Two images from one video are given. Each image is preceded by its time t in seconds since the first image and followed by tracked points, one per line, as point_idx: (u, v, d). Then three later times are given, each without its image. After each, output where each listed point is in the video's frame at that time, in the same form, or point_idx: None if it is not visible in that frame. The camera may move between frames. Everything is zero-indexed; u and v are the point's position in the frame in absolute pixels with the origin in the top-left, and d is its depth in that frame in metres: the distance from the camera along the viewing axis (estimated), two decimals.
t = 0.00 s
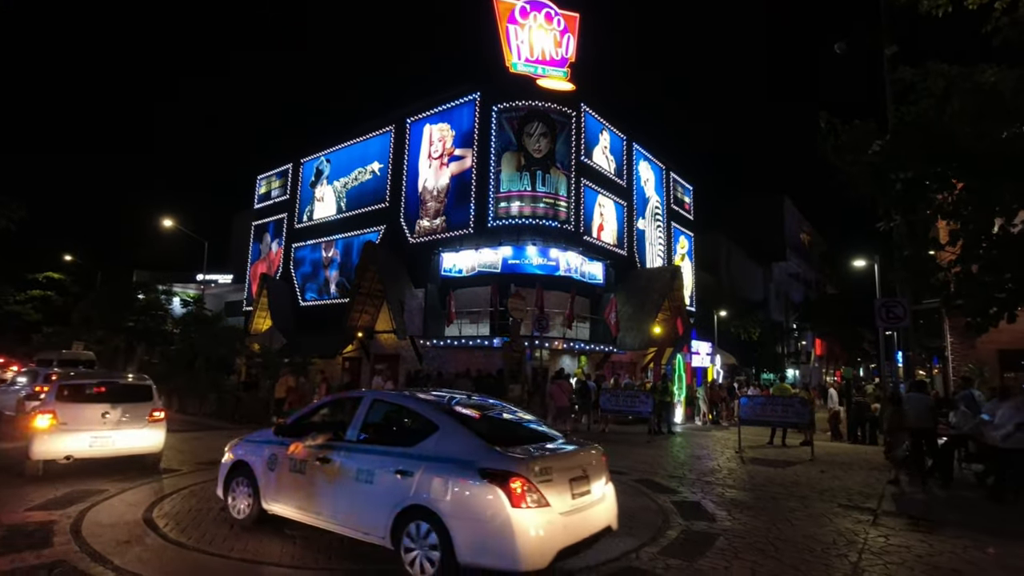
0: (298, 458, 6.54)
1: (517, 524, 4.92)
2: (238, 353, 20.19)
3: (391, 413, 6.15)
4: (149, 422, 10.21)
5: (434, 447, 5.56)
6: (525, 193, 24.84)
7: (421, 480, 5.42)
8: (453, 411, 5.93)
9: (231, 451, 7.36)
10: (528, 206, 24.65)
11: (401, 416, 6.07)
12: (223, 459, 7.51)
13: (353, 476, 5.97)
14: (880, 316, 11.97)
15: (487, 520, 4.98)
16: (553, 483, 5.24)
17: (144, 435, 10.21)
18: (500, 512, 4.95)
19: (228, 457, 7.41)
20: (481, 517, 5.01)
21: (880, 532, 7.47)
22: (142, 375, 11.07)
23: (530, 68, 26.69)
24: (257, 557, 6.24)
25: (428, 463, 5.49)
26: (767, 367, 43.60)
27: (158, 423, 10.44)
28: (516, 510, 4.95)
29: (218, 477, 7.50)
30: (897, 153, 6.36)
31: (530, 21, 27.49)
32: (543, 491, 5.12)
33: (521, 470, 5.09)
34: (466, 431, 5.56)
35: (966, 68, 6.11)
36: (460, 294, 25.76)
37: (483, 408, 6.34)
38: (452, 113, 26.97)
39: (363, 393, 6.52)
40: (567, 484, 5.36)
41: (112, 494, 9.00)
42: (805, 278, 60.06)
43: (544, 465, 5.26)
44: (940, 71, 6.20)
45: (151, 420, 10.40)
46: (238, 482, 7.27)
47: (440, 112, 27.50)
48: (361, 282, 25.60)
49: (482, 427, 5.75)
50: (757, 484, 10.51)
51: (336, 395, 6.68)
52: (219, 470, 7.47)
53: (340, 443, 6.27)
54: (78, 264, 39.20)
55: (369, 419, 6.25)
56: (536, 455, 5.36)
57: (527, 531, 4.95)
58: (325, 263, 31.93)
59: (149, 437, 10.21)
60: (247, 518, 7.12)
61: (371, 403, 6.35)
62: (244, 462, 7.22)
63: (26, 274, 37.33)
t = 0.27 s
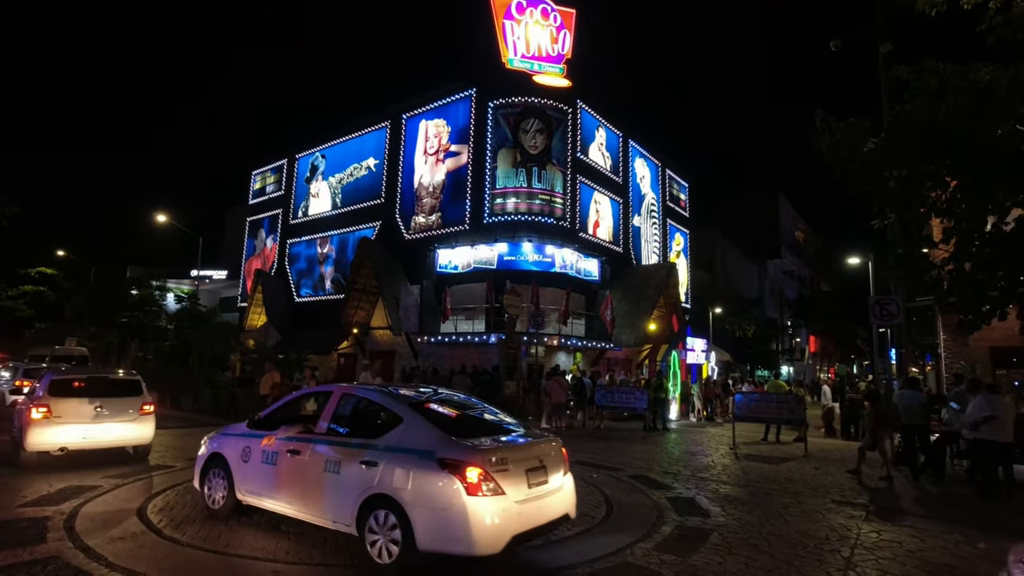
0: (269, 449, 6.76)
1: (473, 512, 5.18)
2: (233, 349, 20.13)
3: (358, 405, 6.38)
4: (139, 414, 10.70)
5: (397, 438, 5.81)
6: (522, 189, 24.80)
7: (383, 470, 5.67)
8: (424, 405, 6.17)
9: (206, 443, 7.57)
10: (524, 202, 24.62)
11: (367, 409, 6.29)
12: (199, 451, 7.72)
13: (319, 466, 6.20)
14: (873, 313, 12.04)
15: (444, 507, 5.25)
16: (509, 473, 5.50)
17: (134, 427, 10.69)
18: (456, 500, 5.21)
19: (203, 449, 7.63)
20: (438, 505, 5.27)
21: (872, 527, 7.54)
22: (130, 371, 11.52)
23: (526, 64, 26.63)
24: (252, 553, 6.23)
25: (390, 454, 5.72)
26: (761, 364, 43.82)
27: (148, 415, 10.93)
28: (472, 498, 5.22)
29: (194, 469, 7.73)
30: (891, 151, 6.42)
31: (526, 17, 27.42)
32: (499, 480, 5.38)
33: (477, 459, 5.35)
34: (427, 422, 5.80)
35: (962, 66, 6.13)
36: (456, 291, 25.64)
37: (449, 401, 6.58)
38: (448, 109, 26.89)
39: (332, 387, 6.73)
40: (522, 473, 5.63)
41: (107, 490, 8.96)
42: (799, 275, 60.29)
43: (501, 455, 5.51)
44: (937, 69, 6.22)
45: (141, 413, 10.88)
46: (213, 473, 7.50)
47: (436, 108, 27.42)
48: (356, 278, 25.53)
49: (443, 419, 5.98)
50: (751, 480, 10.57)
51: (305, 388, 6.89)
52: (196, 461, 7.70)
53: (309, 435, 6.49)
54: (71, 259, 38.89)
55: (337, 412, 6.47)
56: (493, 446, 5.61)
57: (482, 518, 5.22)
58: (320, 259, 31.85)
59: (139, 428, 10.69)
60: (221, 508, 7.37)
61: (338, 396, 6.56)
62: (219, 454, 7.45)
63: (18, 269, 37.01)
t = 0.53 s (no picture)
0: (249, 442, 7.07)
1: (439, 500, 5.49)
2: (230, 346, 20.11)
3: (335, 399, 6.69)
4: (132, 408, 11.02)
5: (370, 430, 6.12)
6: (519, 186, 24.75)
7: (356, 460, 5.98)
8: (408, 403, 6.46)
9: (189, 437, 7.87)
10: (521, 198, 24.58)
11: (343, 402, 6.60)
12: (183, 444, 8.02)
13: (297, 458, 6.51)
14: (870, 309, 12.09)
15: (412, 495, 5.56)
16: (476, 463, 5.81)
17: (127, 421, 11.02)
18: (424, 488, 5.52)
19: (187, 443, 7.93)
20: (407, 493, 5.59)
21: (868, 522, 7.58)
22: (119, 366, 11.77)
23: (523, 60, 26.56)
24: (248, 549, 6.24)
25: (363, 445, 6.03)
26: (758, 360, 43.94)
27: (140, 409, 11.25)
28: (438, 487, 5.53)
29: (179, 462, 8.01)
30: (888, 147, 6.42)
31: (523, 13, 27.33)
32: (465, 470, 5.69)
33: (445, 450, 5.66)
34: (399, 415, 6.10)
35: (960, 63, 6.13)
36: (453, 287, 25.69)
37: (425, 396, 6.88)
38: (445, 105, 26.81)
39: (311, 382, 7.03)
40: (490, 463, 5.94)
41: (104, 486, 8.95)
42: (796, 272, 60.39)
43: (468, 446, 5.82)
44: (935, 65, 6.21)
45: (133, 407, 11.20)
46: (196, 466, 7.80)
47: (433, 105, 27.33)
48: (353, 275, 25.51)
49: (415, 412, 6.28)
50: (748, 476, 10.59)
51: (284, 384, 7.21)
52: (180, 454, 8.01)
53: (287, 428, 6.80)
54: (66, 256, 38.71)
55: (315, 406, 6.78)
56: (462, 438, 5.92)
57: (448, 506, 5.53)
58: (317, 256, 31.78)
59: (132, 422, 11.03)
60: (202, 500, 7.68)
61: (316, 391, 6.86)
62: (202, 448, 7.74)
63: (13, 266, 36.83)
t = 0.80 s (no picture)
0: (233, 438, 7.23)
1: (414, 493, 5.66)
2: (225, 345, 20.02)
3: (316, 395, 6.85)
4: (119, 403, 11.08)
5: (349, 425, 6.28)
6: (514, 184, 24.79)
7: (335, 454, 6.15)
8: (392, 401, 6.56)
9: (174, 433, 8.01)
10: (517, 197, 24.57)
11: (324, 398, 6.77)
12: (168, 440, 8.15)
13: (278, 452, 6.67)
14: (864, 307, 12.15)
15: (388, 489, 5.73)
16: (451, 457, 5.98)
17: (115, 415, 11.09)
18: (399, 481, 5.69)
19: (172, 440, 8.07)
20: (384, 486, 5.75)
21: (861, 519, 7.63)
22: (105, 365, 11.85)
23: (519, 58, 26.51)
24: (244, 548, 6.21)
25: (342, 440, 6.19)
26: (753, 358, 44.08)
27: (127, 404, 11.33)
28: (413, 480, 5.69)
29: (164, 458, 8.15)
30: (882, 146, 6.45)
31: (519, 10, 27.30)
32: (440, 463, 5.86)
33: (420, 444, 5.83)
34: (377, 411, 6.25)
35: (954, 62, 6.16)
36: (449, 285, 25.77)
37: (408, 393, 7.01)
38: (441, 103, 26.76)
39: (293, 379, 7.18)
40: (465, 457, 6.11)
41: (98, 485, 8.92)
42: (791, 270, 60.59)
43: (444, 441, 5.99)
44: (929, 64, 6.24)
45: (120, 403, 11.27)
46: (181, 462, 7.95)
47: (429, 103, 27.28)
48: (348, 273, 25.45)
49: (392, 408, 6.43)
50: (743, 474, 10.64)
51: (267, 381, 7.37)
52: (165, 451, 8.15)
53: (270, 424, 6.96)
54: (59, 254, 38.42)
55: (296, 402, 6.94)
56: (438, 432, 6.09)
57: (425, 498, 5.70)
58: (313, 254, 31.68)
59: (120, 416, 11.10)
60: (186, 491, 7.83)
61: (298, 388, 7.02)
62: (187, 444, 7.89)
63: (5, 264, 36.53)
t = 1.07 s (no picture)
0: (220, 436, 7.29)
1: (397, 489, 5.75)
2: (219, 344, 19.98)
3: (301, 393, 6.91)
4: (104, 400, 11.71)
5: (333, 422, 6.35)
6: (510, 182, 24.73)
7: (319, 451, 6.22)
8: (382, 400, 6.60)
9: (162, 432, 8.05)
10: (513, 195, 24.57)
11: (309, 396, 6.83)
12: (156, 439, 8.18)
13: (265, 450, 6.74)
14: (858, 306, 12.21)
15: (370, 485, 5.82)
16: (433, 454, 6.07)
17: (100, 412, 11.71)
18: (381, 478, 5.78)
19: (159, 438, 8.10)
20: (366, 483, 5.84)
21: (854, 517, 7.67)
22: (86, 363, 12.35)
23: (515, 56, 26.48)
24: (240, 547, 6.20)
25: (326, 437, 6.26)
26: (748, 357, 44.24)
27: (111, 401, 11.95)
28: (396, 476, 5.79)
29: (152, 455, 8.19)
30: (876, 145, 6.44)
31: (515, 9, 27.28)
32: (422, 460, 5.95)
33: (402, 441, 5.92)
34: (360, 408, 6.32)
35: (947, 62, 6.20)
36: (444, 284, 25.65)
37: (399, 392, 7.05)
38: (436, 101, 26.71)
39: (279, 377, 7.24)
40: (447, 454, 6.19)
41: (91, 484, 8.88)
42: (786, 269, 60.82)
43: (426, 438, 6.08)
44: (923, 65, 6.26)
45: (104, 400, 11.88)
46: (168, 459, 8.00)
47: (424, 101, 27.21)
48: (344, 271, 25.40)
49: (376, 405, 6.49)
50: (737, 472, 10.70)
51: (253, 379, 7.42)
52: (153, 449, 8.18)
53: (256, 422, 7.03)
54: (51, 252, 38.13)
55: (282, 400, 7.00)
56: (421, 430, 6.18)
57: (406, 495, 5.80)
58: (308, 252, 31.59)
59: (104, 413, 11.74)
60: (173, 491, 7.86)
61: (284, 386, 7.08)
62: (174, 442, 7.93)
63: None
